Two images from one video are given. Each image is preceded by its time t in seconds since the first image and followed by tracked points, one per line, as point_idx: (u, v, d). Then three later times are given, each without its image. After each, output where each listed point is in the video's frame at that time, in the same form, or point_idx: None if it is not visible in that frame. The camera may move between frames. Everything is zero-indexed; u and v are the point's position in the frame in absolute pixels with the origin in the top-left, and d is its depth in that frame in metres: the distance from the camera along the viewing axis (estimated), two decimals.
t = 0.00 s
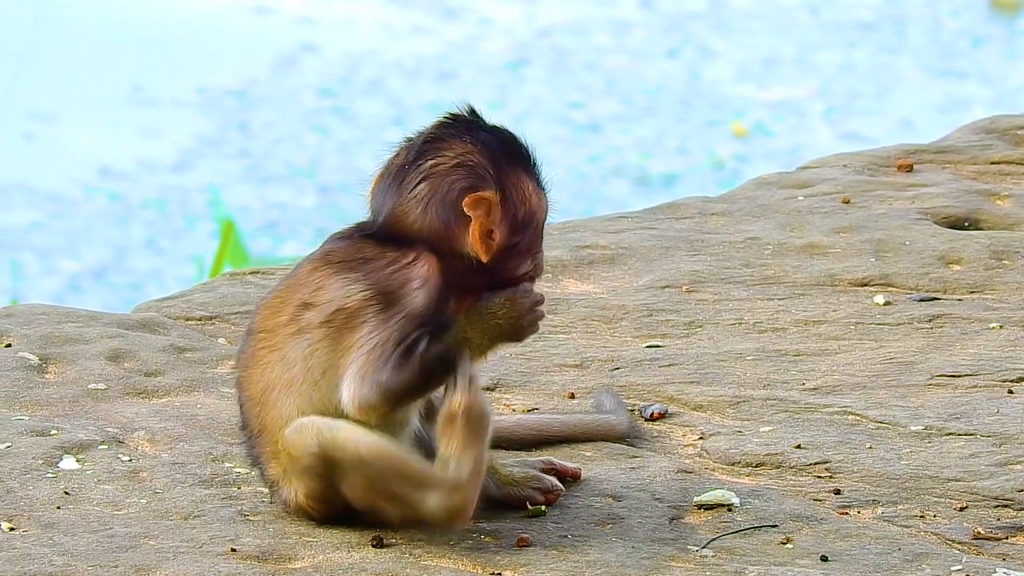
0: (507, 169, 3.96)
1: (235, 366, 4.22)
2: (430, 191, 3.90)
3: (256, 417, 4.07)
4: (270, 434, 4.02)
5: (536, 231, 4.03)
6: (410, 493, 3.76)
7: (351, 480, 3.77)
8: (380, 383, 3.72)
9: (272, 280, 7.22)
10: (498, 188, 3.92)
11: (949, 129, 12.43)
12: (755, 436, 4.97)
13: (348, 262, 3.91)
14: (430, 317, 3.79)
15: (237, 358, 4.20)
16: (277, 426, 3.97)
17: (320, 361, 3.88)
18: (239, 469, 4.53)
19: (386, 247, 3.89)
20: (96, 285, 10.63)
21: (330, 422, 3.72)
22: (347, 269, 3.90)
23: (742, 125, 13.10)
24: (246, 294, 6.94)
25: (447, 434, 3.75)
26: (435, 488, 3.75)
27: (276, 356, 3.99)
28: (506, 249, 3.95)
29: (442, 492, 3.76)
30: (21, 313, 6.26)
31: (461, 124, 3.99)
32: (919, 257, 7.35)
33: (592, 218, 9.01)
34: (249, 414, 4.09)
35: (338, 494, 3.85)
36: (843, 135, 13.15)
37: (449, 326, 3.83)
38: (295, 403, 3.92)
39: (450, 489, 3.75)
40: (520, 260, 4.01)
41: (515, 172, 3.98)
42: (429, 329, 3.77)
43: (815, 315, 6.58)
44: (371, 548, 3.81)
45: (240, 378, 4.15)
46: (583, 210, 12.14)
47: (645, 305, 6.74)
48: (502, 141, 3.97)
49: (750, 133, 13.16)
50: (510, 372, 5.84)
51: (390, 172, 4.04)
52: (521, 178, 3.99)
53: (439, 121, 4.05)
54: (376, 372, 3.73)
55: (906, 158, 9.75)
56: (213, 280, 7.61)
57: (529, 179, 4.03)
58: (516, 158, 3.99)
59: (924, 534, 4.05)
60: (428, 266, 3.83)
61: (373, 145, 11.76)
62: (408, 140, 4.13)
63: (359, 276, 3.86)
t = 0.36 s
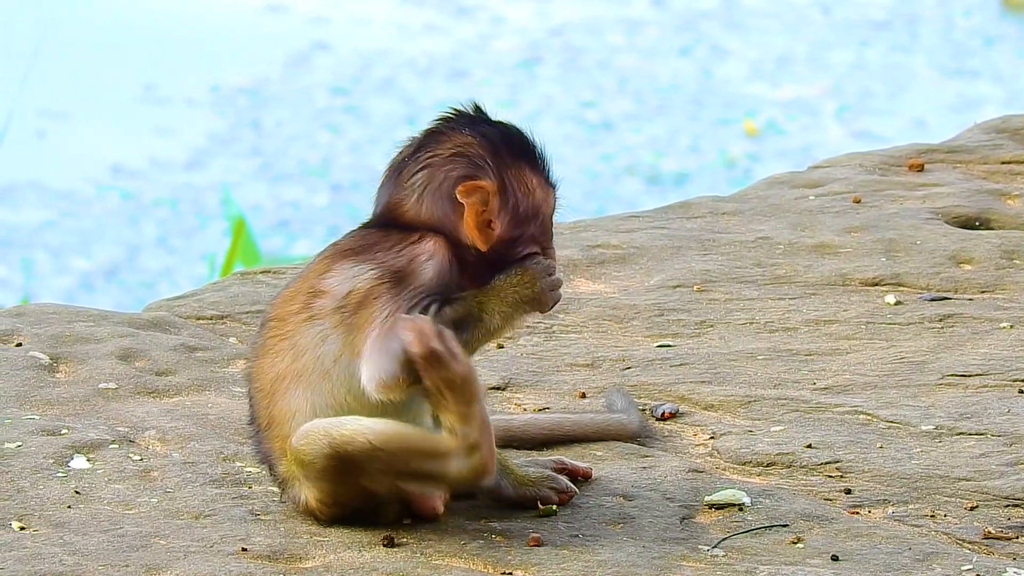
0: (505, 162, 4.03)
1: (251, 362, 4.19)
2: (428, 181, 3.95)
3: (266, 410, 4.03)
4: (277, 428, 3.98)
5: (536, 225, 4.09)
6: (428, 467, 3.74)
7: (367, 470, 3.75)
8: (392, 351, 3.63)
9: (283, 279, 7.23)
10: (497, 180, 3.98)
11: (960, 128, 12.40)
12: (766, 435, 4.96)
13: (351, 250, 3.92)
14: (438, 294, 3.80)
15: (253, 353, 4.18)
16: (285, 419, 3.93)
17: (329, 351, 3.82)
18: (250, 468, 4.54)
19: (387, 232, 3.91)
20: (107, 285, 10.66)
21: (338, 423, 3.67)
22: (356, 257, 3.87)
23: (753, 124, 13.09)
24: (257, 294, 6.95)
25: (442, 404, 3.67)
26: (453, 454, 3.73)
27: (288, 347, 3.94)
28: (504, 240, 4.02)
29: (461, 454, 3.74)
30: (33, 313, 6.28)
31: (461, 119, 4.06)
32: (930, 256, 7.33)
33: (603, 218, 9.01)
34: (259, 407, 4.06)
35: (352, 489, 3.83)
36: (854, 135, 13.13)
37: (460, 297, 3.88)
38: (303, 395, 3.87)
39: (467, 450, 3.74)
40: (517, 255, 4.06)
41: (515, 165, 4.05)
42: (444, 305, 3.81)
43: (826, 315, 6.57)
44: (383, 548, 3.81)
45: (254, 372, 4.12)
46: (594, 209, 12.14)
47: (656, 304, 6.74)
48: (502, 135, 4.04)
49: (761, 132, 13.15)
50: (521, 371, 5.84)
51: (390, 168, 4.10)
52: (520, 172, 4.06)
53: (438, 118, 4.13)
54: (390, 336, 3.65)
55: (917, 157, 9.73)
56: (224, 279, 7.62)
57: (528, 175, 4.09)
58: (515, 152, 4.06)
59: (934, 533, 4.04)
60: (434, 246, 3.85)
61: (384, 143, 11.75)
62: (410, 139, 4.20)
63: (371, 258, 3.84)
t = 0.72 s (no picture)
0: (504, 151, 3.97)
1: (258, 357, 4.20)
2: (427, 176, 3.93)
3: (275, 407, 4.03)
4: (287, 425, 3.99)
5: (542, 213, 4.02)
6: (437, 479, 3.82)
7: (378, 475, 3.80)
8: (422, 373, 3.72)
9: (289, 276, 7.23)
10: (494, 171, 3.93)
11: (966, 126, 12.38)
12: (772, 433, 4.96)
13: (357, 257, 3.95)
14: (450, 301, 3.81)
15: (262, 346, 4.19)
16: (297, 417, 3.94)
17: (344, 357, 3.86)
18: (256, 464, 4.54)
19: (392, 236, 3.92)
20: (113, 280, 10.67)
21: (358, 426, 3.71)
22: (365, 267, 3.90)
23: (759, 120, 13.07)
24: (263, 290, 6.95)
25: (461, 427, 3.76)
26: (462, 471, 3.82)
27: (302, 348, 3.97)
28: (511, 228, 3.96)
29: (469, 472, 3.83)
30: (38, 308, 6.28)
31: (457, 108, 4.01)
32: (936, 254, 7.32)
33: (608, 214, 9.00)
34: (267, 404, 4.07)
35: (357, 494, 3.87)
36: (859, 132, 13.12)
37: (474, 301, 3.86)
38: (317, 397, 3.90)
39: (476, 471, 3.84)
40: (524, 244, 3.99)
41: (514, 153, 3.99)
42: (456, 309, 3.81)
43: (833, 313, 6.57)
44: (388, 544, 3.81)
45: (263, 366, 4.11)
46: (600, 205, 12.13)
47: (662, 301, 6.73)
48: (499, 123, 3.98)
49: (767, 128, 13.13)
50: (527, 368, 5.84)
51: (391, 161, 4.09)
52: (520, 158, 4.00)
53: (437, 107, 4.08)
54: (418, 359, 3.72)
55: (923, 155, 9.71)
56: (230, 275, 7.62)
57: (530, 160, 4.01)
58: (513, 139, 4.00)
59: (939, 532, 4.03)
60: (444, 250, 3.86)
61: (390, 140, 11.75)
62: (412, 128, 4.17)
63: (381, 269, 3.87)
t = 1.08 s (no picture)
0: (513, 147, 3.97)
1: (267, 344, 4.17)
2: (437, 173, 3.92)
3: (284, 403, 4.02)
4: (303, 426, 3.98)
5: (550, 208, 4.02)
6: (455, 495, 3.87)
7: (406, 479, 3.84)
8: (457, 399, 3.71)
9: (289, 274, 7.23)
10: (503, 167, 3.92)
11: (965, 122, 12.38)
12: (772, 429, 4.96)
13: (379, 267, 3.89)
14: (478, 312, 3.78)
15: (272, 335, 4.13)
16: (316, 421, 3.94)
17: (369, 371, 3.82)
18: (256, 462, 4.54)
19: (415, 244, 3.90)
20: (113, 278, 10.67)
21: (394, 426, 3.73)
22: (392, 282, 3.84)
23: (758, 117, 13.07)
24: (263, 287, 6.95)
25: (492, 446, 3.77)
26: (479, 490, 3.86)
27: (321, 356, 3.92)
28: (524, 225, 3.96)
29: (484, 493, 3.87)
30: (38, 305, 6.28)
31: (467, 103, 4.01)
32: (935, 250, 7.32)
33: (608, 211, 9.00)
34: (278, 401, 4.05)
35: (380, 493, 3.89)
36: (859, 129, 13.12)
37: (503, 317, 3.86)
38: (338, 405, 3.88)
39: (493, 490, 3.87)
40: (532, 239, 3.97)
41: (524, 147, 3.99)
42: (485, 326, 3.78)
43: (832, 309, 6.57)
44: (389, 541, 3.81)
45: (271, 359, 4.08)
46: (600, 202, 12.13)
47: (662, 298, 6.73)
48: (508, 118, 3.98)
49: (766, 125, 13.13)
50: (527, 365, 5.84)
51: (398, 157, 4.06)
52: (528, 154, 4.00)
53: (446, 102, 4.07)
54: (457, 386, 3.71)
55: (922, 151, 9.71)
56: (230, 272, 7.63)
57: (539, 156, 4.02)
58: (522, 135, 4.00)
59: (939, 527, 4.04)
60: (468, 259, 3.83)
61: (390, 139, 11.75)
62: (417, 124, 4.15)
63: (407, 285, 3.81)
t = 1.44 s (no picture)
0: (516, 143, 4.02)
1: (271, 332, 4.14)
2: (439, 162, 3.98)
3: (291, 389, 4.00)
4: (311, 411, 3.95)
5: (552, 206, 4.05)
6: (449, 485, 3.82)
7: (396, 468, 3.79)
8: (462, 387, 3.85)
9: (286, 273, 7.22)
10: (503, 162, 3.97)
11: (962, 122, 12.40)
12: (770, 429, 4.96)
13: (383, 253, 3.93)
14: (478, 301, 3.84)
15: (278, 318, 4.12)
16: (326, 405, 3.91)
17: (383, 355, 3.83)
18: (253, 461, 4.54)
19: (418, 231, 3.96)
20: (110, 277, 10.65)
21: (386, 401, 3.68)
22: (399, 267, 3.87)
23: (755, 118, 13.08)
24: (260, 287, 6.94)
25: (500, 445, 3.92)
26: (469, 487, 3.85)
27: (331, 340, 3.92)
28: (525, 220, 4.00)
29: (473, 490, 3.86)
30: (34, 305, 6.27)
31: (474, 98, 4.08)
32: (932, 250, 7.33)
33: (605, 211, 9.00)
34: (285, 388, 4.02)
35: (375, 474, 3.83)
36: (856, 129, 13.13)
37: (508, 306, 3.93)
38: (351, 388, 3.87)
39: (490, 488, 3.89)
40: (533, 234, 4.02)
41: (530, 144, 4.04)
42: (492, 316, 3.88)
43: (829, 309, 6.57)
44: (385, 540, 3.80)
45: (275, 347, 4.06)
46: (598, 202, 12.14)
47: (659, 297, 6.73)
48: (513, 115, 4.04)
49: (763, 125, 13.13)
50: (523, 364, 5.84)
51: (405, 146, 4.14)
52: (533, 152, 4.04)
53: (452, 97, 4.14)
54: (469, 377, 3.85)
55: (920, 151, 9.72)
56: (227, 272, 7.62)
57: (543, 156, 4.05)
58: (528, 133, 4.04)
59: (936, 527, 4.04)
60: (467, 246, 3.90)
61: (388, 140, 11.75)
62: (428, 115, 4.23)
63: (414, 271, 3.85)
